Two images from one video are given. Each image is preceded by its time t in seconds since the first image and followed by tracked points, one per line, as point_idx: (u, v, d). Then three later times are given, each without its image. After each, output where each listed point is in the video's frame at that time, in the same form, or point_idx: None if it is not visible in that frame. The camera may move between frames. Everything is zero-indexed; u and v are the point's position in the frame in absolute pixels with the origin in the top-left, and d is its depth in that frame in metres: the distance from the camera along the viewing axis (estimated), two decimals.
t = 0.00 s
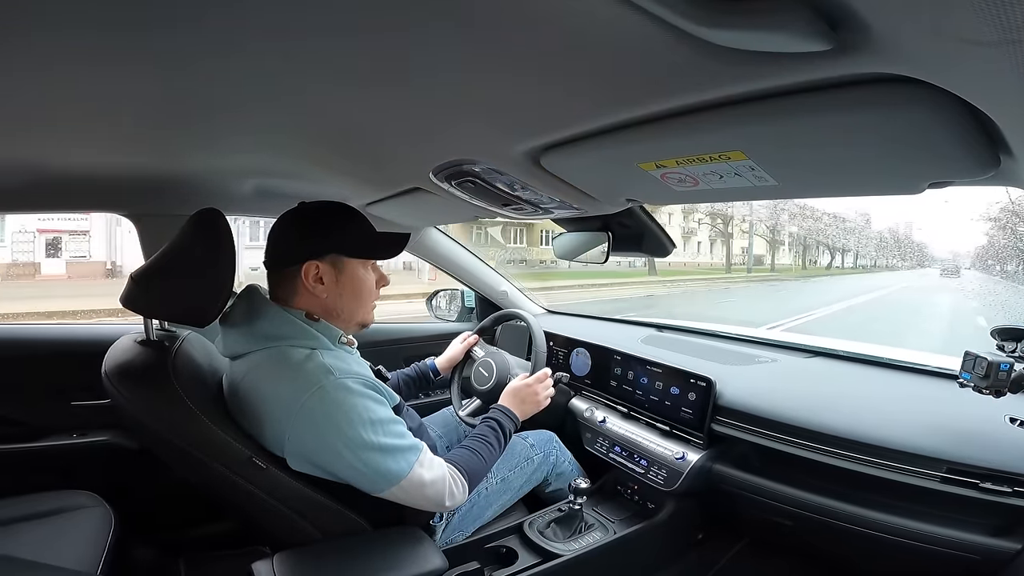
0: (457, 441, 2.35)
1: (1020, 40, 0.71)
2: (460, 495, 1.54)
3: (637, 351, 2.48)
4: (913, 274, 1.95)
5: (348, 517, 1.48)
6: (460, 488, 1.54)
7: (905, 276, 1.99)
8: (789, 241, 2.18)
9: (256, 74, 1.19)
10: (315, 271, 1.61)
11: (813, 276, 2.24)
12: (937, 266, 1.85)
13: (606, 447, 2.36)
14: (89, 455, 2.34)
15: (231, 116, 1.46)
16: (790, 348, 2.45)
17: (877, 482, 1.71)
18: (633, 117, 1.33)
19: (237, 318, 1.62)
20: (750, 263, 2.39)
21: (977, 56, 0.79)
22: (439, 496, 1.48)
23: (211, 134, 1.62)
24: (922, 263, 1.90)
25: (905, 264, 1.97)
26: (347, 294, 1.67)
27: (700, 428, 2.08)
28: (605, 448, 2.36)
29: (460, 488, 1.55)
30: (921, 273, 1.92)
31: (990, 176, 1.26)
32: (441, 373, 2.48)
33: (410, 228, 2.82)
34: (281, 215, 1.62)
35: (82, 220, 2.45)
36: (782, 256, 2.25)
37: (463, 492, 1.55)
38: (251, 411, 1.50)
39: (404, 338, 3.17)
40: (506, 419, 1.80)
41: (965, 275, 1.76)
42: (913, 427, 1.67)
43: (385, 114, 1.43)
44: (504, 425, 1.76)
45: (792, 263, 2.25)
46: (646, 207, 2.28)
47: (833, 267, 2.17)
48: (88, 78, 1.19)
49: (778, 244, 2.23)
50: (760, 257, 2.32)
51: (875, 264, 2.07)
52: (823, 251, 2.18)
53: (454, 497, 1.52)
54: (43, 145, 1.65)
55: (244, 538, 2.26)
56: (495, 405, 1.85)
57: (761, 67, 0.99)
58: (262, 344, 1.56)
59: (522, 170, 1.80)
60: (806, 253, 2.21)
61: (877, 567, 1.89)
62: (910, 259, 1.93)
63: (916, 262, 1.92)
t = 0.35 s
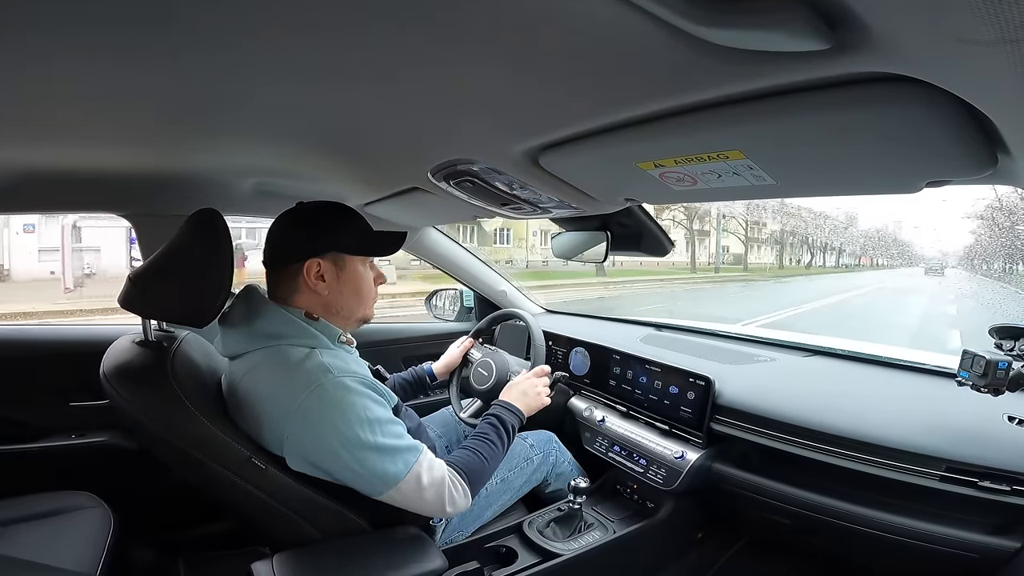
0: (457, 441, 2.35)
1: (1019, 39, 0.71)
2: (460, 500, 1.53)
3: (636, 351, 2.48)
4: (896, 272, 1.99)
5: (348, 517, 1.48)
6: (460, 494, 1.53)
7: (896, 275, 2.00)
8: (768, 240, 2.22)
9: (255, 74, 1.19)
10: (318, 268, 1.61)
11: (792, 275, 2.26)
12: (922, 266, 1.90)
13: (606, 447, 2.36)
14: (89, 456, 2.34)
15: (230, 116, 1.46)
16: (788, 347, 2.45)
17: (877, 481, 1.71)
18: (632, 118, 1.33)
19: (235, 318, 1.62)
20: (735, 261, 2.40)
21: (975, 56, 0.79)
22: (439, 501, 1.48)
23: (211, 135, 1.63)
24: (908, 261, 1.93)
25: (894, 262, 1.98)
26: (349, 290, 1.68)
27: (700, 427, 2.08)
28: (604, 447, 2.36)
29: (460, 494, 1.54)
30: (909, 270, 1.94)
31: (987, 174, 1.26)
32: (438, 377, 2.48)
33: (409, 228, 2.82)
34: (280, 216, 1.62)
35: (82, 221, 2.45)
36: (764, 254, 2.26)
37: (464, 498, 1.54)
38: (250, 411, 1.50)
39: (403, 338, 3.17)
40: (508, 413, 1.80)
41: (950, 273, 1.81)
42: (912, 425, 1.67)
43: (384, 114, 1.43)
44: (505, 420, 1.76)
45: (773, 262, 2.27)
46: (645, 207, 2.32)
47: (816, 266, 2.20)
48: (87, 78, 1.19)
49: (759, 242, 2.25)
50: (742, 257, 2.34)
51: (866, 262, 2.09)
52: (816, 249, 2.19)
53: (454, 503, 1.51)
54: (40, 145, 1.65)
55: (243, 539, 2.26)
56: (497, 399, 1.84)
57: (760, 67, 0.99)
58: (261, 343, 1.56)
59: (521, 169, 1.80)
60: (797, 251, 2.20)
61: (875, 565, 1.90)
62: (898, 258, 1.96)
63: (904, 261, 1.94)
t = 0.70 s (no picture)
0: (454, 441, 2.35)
1: (1015, 39, 0.71)
2: (448, 511, 1.47)
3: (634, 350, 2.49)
4: (885, 271, 2.01)
5: (344, 517, 1.48)
6: (446, 504, 1.47)
7: (884, 274, 2.02)
8: (751, 238, 2.23)
9: (251, 73, 1.18)
10: (296, 270, 1.60)
11: (770, 274, 2.28)
12: (909, 265, 1.90)
13: (603, 446, 2.35)
14: (84, 457, 2.33)
15: (226, 115, 1.46)
16: (785, 346, 2.46)
17: (873, 480, 1.72)
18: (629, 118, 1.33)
19: (229, 318, 1.61)
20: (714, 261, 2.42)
21: (971, 56, 0.79)
22: (425, 512, 1.43)
23: (208, 135, 1.63)
24: (897, 260, 1.93)
25: (883, 262, 1.99)
26: (330, 293, 1.66)
27: (696, 426, 2.09)
28: (601, 446, 2.37)
29: (448, 505, 1.48)
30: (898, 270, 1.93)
31: (983, 174, 1.27)
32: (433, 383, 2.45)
33: (405, 228, 2.82)
34: (278, 212, 1.62)
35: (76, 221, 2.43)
36: (744, 253, 2.29)
37: (452, 508, 1.48)
38: (245, 411, 1.49)
39: (400, 337, 3.16)
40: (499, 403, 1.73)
41: (937, 272, 1.80)
42: (907, 424, 1.68)
43: (380, 113, 1.42)
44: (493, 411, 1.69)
45: (752, 261, 2.29)
46: (643, 206, 2.29)
47: (796, 265, 2.22)
48: (82, 77, 1.18)
49: (742, 241, 2.27)
50: (723, 255, 2.38)
51: (855, 262, 2.12)
52: (806, 248, 2.19)
53: (442, 515, 1.46)
54: (35, 144, 1.64)
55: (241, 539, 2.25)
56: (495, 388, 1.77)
57: (756, 67, 0.99)
58: (254, 343, 1.56)
59: (518, 168, 1.80)
60: (781, 248, 2.21)
61: (871, 564, 1.90)
62: (887, 255, 1.95)
63: (894, 260, 1.95)
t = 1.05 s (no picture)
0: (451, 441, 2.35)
1: (1006, 39, 0.72)
2: (432, 526, 1.44)
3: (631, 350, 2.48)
4: (875, 271, 2.00)
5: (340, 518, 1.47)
6: (432, 518, 1.45)
7: (879, 274, 1.99)
8: (738, 236, 2.23)
9: (246, 72, 1.18)
10: (308, 261, 1.61)
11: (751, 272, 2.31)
12: (902, 264, 1.91)
13: (599, 446, 2.35)
14: (79, 458, 2.32)
15: (220, 115, 1.46)
16: (781, 345, 2.47)
17: (868, 479, 1.72)
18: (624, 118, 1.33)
19: (223, 318, 1.61)
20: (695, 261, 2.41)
21: (964, 57, 0.79)
22: (408, 523, 1.41)
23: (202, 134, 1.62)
24: (889, 259, 1.93)
25: (875, 261, 1.98)
26: (339, 282, 1.68)
27: (692, 425, 2.09)
28: (597, 445, 2.37)
29: (433, 520, 1.45)
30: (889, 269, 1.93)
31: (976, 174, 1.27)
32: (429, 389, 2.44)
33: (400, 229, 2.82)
34: (266, 214, 1.62)
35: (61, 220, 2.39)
36: (731, 254, 2.28)
37: (436, 523, 1.46)
38: (241, 411, 1.49)
39: (397, 337, 3.16)
40: (504, 432, 1.74)
41: (931, 271, 1.79)
42: (901, 423, 1.69)
43: (376, 112, 1.42)
44: (501, 442, 1.70)
45: (735, 261, 2.30)
46: (638, 205, 2.29)
47: (781, 264, 2.22)
48: (76, 76, 1.18)
49: (728, 240, 2.25)
50: (705, 255, 2.36)
51: (845, 261, 2.09)
52: (794, 247, 2.18)
53: (424, 529, 1.43)
54: (29, 143, 1.64)
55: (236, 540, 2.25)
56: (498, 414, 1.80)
57: (751, 67, 0.99)
58: (250, 343, 1.55)
59: (514, 168, 1.80)
60: (762, 249, 2.24)
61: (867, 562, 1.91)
62: (880, 254, 1.95)
63: (885, 260, 1.94)
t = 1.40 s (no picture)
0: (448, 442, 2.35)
1: (1000, 41, 0.72)
2: (420, 532, 1.42)
3: (627, 349, 2.49)
4: (869, 271, 2.01)
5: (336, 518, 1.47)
6: (421, 524, 1.43)
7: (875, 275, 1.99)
8: (729, 234, 2.23)
9: (241, 71, 1.18)
10: (304, 266, 1.61)
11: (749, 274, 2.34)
12: (898, 263, 1.91)
13: (596, 446, 2.35)
14: (73, 459, 2.31)
15: (217, 114, 1.46)
16: (777, 345, 2.48)
17: (864, 478, 1.73)
18: (621, 119, 1.33)
19: (219, 318, 1.60)
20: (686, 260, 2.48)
21: (959, 58, 0.79)
22: (397, 527, 1.38)
23: (199, 133, 1.62)
24: (887, 259, 1.93)
25: (873, 261, 1.98)
26: (334, 287, 1.67)
27: (688, 425, 2.10)
28: (594, 445, 2.37)
29: (422, 526, 1.43)
30: (887, 270, 1.94)
31: (970, 175, 1.28)
32: (424, 394, 2.46)
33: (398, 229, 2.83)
34: (269, 211, 1.61)
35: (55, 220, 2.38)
36: (727, 254, 2.31)
37: (425, 529, 1.44)
38: (237, 412, 1.49)
39: (394, 337, 3.16)
40: (498, 442, 1.73)
41: (927, 272, 1.80)
42: (897, 423, 1.69)
43: (372, 112, 1.42)
44: (494, 452, 1.69)
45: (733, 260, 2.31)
46: (635, 206, 2.29)
47: (772, 264, 2.26)
48: (71, 74, 1.17)
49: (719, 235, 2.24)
50: (693, 255, 2.41)
51: (841, 261, 2.09)
52: (786, 247, 2.22)
53: (412, 534, 1.41)
54: (24, 141, 1.63)
55: (232, 541, 2.24)
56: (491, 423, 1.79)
57: (747, 68, 1.00)
58: (246, 343, 1.55)
59: (511, 168, 1.80)
60: (755, 249, 2.27)
61: (862, 562, 1.91)
62: (876, 256, 1.96)
63: (882, 260, 1.95)
